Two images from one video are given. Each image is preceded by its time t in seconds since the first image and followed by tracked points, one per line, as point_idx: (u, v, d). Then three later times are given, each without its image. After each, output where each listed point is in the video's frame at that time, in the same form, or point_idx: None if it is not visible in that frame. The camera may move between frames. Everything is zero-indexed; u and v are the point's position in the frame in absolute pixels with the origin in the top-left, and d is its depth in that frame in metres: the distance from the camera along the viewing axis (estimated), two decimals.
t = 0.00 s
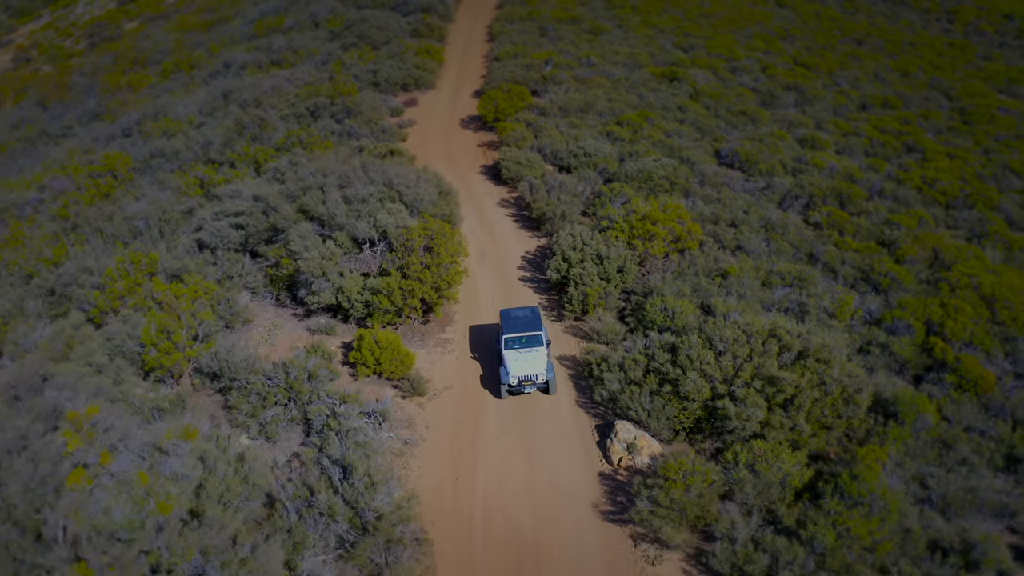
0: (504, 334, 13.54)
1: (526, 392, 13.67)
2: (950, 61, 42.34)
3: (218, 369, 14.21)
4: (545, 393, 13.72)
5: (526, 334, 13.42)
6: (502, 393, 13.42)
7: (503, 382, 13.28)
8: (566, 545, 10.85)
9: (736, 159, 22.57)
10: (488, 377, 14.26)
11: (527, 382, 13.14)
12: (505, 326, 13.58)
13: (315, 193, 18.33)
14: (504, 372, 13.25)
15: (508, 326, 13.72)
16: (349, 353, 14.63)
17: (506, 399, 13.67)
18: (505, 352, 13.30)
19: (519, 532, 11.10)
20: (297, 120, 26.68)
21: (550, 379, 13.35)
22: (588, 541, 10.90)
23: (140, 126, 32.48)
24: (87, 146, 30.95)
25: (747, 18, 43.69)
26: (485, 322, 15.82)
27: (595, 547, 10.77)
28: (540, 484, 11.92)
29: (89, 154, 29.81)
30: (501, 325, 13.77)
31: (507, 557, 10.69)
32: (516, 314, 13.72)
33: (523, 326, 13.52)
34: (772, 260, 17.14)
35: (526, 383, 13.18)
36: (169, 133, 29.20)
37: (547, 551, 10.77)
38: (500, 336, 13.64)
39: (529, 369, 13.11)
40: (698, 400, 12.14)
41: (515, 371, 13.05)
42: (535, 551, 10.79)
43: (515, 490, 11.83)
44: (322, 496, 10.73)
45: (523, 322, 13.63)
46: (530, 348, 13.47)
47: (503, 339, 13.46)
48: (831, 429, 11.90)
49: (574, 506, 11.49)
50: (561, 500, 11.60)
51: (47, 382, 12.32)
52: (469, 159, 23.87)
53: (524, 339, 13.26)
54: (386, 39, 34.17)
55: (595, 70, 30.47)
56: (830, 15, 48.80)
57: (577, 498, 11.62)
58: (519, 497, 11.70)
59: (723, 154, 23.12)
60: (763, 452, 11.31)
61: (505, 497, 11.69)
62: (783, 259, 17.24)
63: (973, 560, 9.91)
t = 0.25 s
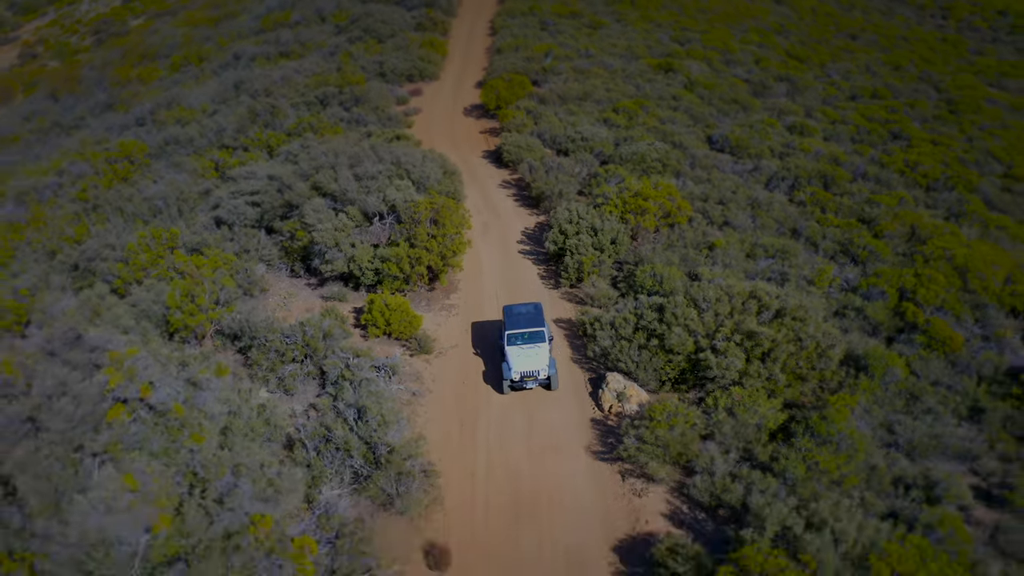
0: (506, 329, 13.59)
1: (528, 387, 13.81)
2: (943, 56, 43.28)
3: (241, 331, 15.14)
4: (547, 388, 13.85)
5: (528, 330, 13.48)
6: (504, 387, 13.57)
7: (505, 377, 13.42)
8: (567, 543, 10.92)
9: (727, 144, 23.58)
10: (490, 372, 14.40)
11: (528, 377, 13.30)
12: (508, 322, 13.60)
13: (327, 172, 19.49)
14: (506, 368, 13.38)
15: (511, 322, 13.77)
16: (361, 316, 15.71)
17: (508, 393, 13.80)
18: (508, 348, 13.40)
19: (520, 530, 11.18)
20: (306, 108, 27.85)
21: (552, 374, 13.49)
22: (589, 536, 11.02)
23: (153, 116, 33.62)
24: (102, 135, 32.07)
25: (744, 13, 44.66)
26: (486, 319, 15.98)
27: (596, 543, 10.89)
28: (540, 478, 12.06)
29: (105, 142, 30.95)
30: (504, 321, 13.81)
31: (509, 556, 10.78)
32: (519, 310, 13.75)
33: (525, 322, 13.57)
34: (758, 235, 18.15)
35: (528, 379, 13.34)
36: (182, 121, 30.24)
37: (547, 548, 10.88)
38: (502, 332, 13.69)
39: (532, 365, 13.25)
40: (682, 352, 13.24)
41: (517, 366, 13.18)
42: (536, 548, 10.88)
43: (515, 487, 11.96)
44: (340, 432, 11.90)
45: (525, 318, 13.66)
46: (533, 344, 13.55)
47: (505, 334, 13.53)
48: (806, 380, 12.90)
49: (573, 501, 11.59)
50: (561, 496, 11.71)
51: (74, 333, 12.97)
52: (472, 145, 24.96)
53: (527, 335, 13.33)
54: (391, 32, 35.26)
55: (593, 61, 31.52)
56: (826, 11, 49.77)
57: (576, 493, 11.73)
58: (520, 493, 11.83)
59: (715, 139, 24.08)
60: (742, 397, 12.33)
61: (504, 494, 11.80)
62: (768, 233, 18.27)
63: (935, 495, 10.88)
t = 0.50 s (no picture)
0: (509, 325, 14.05)
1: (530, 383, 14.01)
2: (933, 52, 44.47)
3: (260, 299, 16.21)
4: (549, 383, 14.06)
5: (531, 325, 13.93)
6: (506, 381, 13.81)
7: (507, 372, 13.67)
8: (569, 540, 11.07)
9: (717, 131, 24.80)
10: (493, 367, 14.68)
11: (530, 372, 13.50)
12: (511, 317, 14.09)
13: (339, 155, 20.81)
14: (509, 362, 13.67)
15: (514, 318, 14.19)
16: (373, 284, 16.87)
17: (510, 388, 14.00)
18: (511, 343, 13.75)
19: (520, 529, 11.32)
20: (316, 98, 29.13)
21: (554, 369, 13.68)
22: (590, 533, 11.13)
23: (166, 109, 34.93)
24: (118, 127, 33.38)
25: (738, 12, 45.90)
26: (490, 314, 16.34)
27: (597, 539, 11.01)
28: (540, 476, 12.25)
29: (122, 133, 32.25)
30: (506, 317, 14.25)
31: (510, 553, 10.92)
32: (521, 305, 14.21)
33: (528, 318, 14.02)
34: (743, 212, 19.33)
35: (530, 374, 13.54)
36: (195, 113, 31.47)
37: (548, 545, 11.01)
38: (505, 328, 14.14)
39: (534, 359, 13.50)
40: (668, 311, 14.44)
41: (519, 360, 13.47)
42: (538, 545, 11.03)
43: (516, 486, 12.12)
44: (357, 376, 13.11)
45: (528, 314, 14.13)
46: (535, 339, 13.92)
47: (508, 330, 13.95)
48: (781, 336, 14.12)
49: (574, 499, 11.75)
50: (561, 493, 11.89)
51: (117, 298, 14.61)
52: (475, 133, 26.20)
53: (529, 330, 13.75)
54: (396, 29, 36.57)
55: (591, 56, 32.80)
56: (819, 9, 50.97)
57: (577, 491, 11.88)
58: (521, 491, 12.01)
59: (705, 128, 25.29)
60: (721, 347, 13.54)
61: (506, 493, 11.95)
62: (752, 211, 19.47)
63: (898, 435, 12.24)
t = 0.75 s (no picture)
0: (509, 327, 14.17)
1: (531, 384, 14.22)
2: (922, 53, 45.88)
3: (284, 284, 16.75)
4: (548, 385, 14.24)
5: (531, 328, 14.04)
6: (506, 383, 14.02)
7: (508, 374, 13.90)
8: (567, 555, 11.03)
9: (707, 125, 26.10)
10: (493, 368, 14.85)
11: (530, 374, 13.74)
12: (511, 320, 14.20)
13: (349, 146, 22.15)
14: (509, 364, 13.90)
15: (515, 321, 14.31)
16: (382, 262, 18.04)
17: (510, 389, 14.20)
18: (511, 346, 13.93)
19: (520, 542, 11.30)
20: (325, 95, 30.44)
21: (553, 371, 13.91)
22: (589, 547, 11.11)
23: (179, 107, 36.28)
24: (132, 125, 34.69)
25: (731, 15, 47.31)
26: (490, 317, 16.49)
27: (596, 554, 10.98)
28: (540, 484, 12.25)
29: (136, 130, 33.55)
30: (507, 319, 14.37)
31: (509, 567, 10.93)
32: (522, 309, 14.33)
33: (528, 321, 14.13)
34: (730, 196, 20.57)
35: (530, 376, 13.77)
36: (207, 110, 32.78)
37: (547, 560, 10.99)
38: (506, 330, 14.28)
39: (534, 362, 13.72)
40: (655, 282, 15.74)
41: (519, 363, 13.70)
42: (536, 558, 11.03)
43: (516, 494, 12.13)
44: (369, 335, 14.20)
45: (528, 317, 14.25)
46: (535, 341, 14.08)
47: (509, 332, 14.07)
48: (760, 304, 15.31)
49: (574, 511, 11.70)
50: (561, 503, 11.85)
51: (141, 276, 16.56)
52: (476, 128, 27.46)
53: (529, 332, 13.91)
54: (400, 31, 38.03)
55: (588, 56, 34.17)
56: (812, 13, 52.42)
57: (577, 502, 11.85)
58: (521, 500, 12.01)
59: (696, 121, 26.56)
60: (703, 313, 14.78)
61: (507, 503, 11.95)
62: (738, 196, 20.73)
63: (865, 391, 13.49)
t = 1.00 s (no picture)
0: (510, 329, 14.09)
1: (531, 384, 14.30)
2: (914, 51, 46.88)
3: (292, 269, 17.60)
4: (548, 386, 14.33)
5: (532, 330, 13.99)
6: (507, 384, 14.08)
7: (509, 375, 13.96)
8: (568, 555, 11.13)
9: (699, 118, 27.13)
10: (493, 372, 14.91)
11: (531, 375, 13.81)
12: (512, 322, 14.11)
13: (356, 135, 23.25)
14: (510, 366, 13.93)
15: (515, 322, 14.23)
16: (388, 241, 19.09)
17: (511, 391, 14.28)
18: (512, 347, 13.89)
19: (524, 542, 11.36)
20: (331, 89, 31.49)
21: (554, 373, 13.98)
22: (588, 550, 11.18)
23: (188, 102, 37.31)
24: (142, 119, 35.73)
25: (727, 13, 48.32)
26: (490, 320, 16.52)
27: (594, 558, 11.05)
28: (541, 486, 12.35)
29: (146, 124, 34.59)
30: (508, 321, 14.28)
31: (509, 566, 11.01)
32: (523, 311, 14.23)
33: (529, 322, 14.07)
34: (718, 182, 21.58)
35: (530, 377, 13.84)
36: (216, 105, 33.81)
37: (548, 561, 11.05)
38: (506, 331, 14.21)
39: (535, 363, 13.76)
40: (644, 257, 16.77)
41: (519, 364, 13.72)
42: (537, 558, 11.10)
43: (517, 495, 12.25)
44: (376, 304, 15.18)
45: (529, 319, 14.16)
46: (535, 342, 14.05)
47: (509, 334, 14.00)
48: (742, 279, 16.34)
49: (576, 511, 11.85)
50: (562, 503, 12.01)
51: (160, 255, 17.90)
52: (477, 121, 28.49)
53: (530, 334, 13.85)
54: (403, 29, 39.13)
55: (585, 52, 35.22)
56: (808, 12, 53.44)
57: (579, 501, 12.03)
58: (521, 501, 12.11)
59: (689, 114, 27.59)
60: (688, 285, 15.80)
61: (511, 503, 12.05)
62: (726, 182, 21.74)
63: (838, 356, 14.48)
